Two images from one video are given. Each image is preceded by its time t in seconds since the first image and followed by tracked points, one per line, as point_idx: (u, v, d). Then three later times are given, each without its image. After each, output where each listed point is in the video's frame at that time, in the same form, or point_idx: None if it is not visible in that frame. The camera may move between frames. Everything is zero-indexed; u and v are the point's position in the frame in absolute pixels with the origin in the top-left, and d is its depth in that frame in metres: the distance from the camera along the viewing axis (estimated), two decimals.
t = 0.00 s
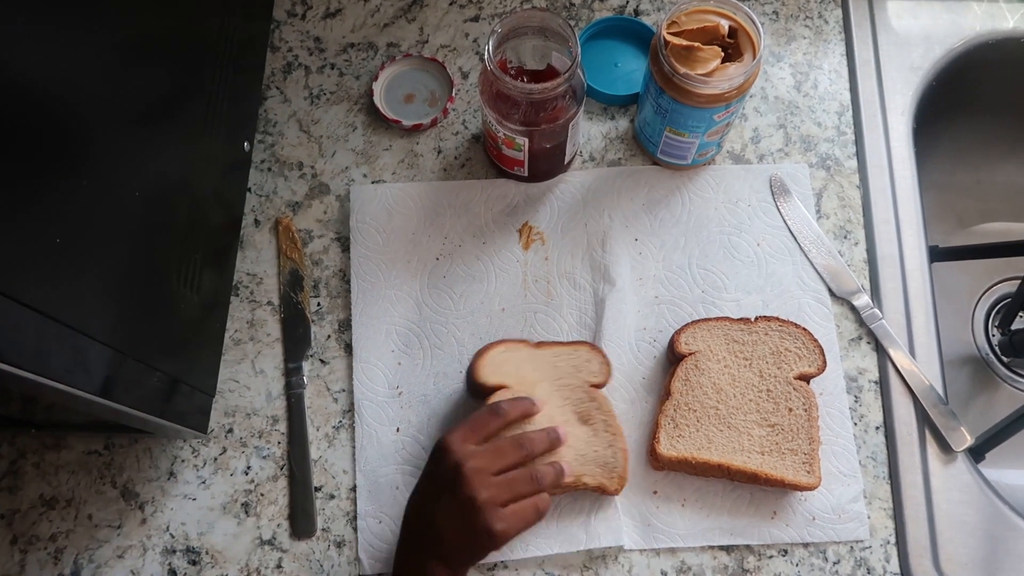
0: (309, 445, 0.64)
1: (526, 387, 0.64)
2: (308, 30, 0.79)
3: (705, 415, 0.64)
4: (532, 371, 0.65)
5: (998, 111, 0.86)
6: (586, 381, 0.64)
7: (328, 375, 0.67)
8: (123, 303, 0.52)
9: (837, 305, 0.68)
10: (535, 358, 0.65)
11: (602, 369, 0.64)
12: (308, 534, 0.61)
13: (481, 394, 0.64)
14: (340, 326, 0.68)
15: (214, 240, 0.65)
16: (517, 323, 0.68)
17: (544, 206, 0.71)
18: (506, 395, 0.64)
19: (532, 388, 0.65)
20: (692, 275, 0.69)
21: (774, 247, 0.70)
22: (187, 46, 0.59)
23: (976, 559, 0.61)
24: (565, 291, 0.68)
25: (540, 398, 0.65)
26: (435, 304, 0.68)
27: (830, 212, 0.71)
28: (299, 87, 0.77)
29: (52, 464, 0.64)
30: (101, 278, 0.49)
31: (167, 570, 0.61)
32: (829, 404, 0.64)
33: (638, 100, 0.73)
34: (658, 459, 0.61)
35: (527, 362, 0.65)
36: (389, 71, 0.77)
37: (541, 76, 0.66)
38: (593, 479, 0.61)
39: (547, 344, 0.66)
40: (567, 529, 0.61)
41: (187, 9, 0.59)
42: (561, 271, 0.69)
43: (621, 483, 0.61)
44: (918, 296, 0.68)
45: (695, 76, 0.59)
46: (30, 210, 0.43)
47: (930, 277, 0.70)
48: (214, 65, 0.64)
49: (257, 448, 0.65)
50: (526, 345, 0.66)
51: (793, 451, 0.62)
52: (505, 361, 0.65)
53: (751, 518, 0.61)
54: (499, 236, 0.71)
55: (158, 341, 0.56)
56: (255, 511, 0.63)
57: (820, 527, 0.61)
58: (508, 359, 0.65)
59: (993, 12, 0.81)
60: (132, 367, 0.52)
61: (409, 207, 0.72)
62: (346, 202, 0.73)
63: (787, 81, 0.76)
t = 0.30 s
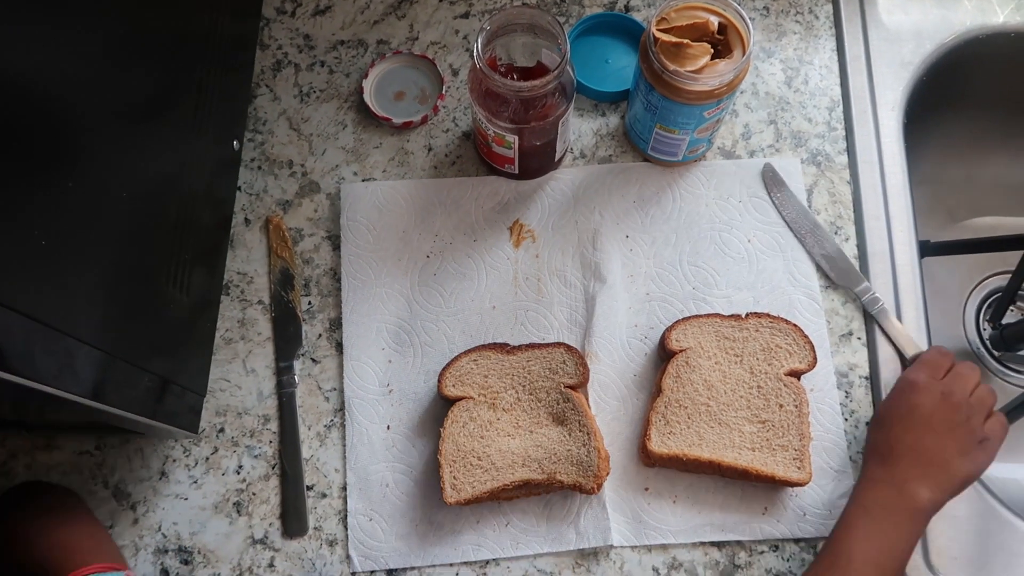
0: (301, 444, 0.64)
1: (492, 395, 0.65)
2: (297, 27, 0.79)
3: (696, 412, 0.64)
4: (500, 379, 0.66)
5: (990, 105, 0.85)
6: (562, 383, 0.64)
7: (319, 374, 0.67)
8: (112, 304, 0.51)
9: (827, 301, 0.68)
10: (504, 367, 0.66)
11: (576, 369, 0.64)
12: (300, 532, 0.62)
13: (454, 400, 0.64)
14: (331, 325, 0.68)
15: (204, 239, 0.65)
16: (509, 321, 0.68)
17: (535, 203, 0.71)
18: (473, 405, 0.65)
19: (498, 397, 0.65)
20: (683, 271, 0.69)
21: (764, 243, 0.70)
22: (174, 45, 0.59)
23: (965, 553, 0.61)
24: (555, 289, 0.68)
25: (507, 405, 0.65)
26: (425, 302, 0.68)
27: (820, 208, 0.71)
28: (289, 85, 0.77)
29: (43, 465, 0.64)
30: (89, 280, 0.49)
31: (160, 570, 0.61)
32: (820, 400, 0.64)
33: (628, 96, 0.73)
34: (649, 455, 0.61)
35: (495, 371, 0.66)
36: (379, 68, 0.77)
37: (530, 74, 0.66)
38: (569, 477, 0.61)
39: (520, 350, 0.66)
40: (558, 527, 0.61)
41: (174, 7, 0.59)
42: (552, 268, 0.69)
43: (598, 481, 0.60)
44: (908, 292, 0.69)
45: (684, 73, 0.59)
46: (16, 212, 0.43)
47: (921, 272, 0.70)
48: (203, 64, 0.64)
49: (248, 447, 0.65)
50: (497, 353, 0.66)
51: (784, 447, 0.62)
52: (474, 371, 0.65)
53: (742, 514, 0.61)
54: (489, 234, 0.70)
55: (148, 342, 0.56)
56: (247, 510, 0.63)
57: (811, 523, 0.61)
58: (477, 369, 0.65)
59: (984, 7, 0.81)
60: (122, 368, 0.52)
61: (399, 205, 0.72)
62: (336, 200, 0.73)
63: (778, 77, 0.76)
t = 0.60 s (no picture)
0: (294, 439, 0.65)
1: (484, 389, 0.65)
2: (287, 24, 0.79)
3: (687, 403, 0.64)
4: (492, 373, 0.66)
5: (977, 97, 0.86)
6: (554, 376, 0.65)
7: (311, 369, 0.67)
8: (102, 300, 0.51)
9: (816, 292, 0.68)
10: (495, 361, 0.66)
11: (568, 362, 0.64)
12: (294, 527, 0.62)
13: (446, 394, 0.65)
14: (322, 320, 0.68)
15: (195, 235, 0.65)
16: (500, 314, 0.68)
17: (525, 197, 0.72)
18: (465, 399, 0.65)
19: (490, 390, 0.66)
20: (673, 264, 0.69)
21: (754, 236, 0.70)
22: (163, 40, 0.59)
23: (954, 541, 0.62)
24: (546, 282, 0.69)
25: (499, 399, 0.66)
26: (416, 296, 0.69)
27: (809, 200, 0.71)
28: (278, 81, 0.77)
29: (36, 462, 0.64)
30: (79, 275, 0.49)
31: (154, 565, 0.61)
32: (810, 391, 0.65)
33: (618, 90, 0.73)
34: (641, 447, 0.61)
35: (487, 365, 0.66)
36: (369, 64, 0.77)
37: (520, 68, 0.66)
38: (561, 470, 0.61)
39: (511, 344, 0.66)
40: (551, 519, 0.61)
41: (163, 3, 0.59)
42: (543, 262, 0.69)
43: (589, 473, 0.60)
44: (896, 282, 0.69)
45: (672, 66, 0.59)
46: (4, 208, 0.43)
47: (909, 264, 0.71)
48: (192, 60, 0.64)
49: (241, 443, 0.65)
50: (489, 347, 0.66)
51: (774, 438, 0.63)
52: (465, 365, 0.66)
53: (734, 505, 0.62)
54: (480, 229, 0.71)
55: (139, 337, 0.56)
56: (240, 505, 0.63)
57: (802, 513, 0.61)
58: (469, 363, 0.66)
59: None
60: (113, 364, 0.52)
61: (390, 200, 0.72)
62: (328, 195, 0.73)
63: (766, 70, 0.76)
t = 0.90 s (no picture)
0: (287, 432, 0.65)
1: (477, 380, 0.66)
2: (278, 18, 0.79)
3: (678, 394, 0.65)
4: (484, 365, 0.66)
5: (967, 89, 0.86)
6: (546, 367, 0.65)
7: (304, 362, 0.67)
8: (94, 292, 0.51)
9: (807, 283, 0.69)
10: (487, 352, 0.66)
11: (559, 354, 0.65)
12: (287, 519, 0.62)
13: (438, 386, 0.65)
14: (315, 313, 0.69)
15: (187, 229, 0.65)
16: (492, 307, 0.68)
17: (517, 190, 0.72)
18: (457, 390, 0.65)
19: (483, 381, 0.66)
20: (664, 256, 0.69)
21: (744, 227, 0.70)
22: (153, 33, 0.59)
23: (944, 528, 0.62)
24: (538, 274, 0.69)
25: (491, 390, 0.66)
26: (409, 289, 0.69)
27: (799, 192, 0.72)
28: (270, 75, 0.77)
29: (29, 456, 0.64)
30: (70, 267, 0.49)
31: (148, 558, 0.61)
32: (800, 381, 0.65)
33: (609, 83, 0.73)
34: (632, 437, 0.62)
35: (480, 356, 0.66)
36: (361, 57, 0.77)
37: (511, 61, 0.66)
38: (553, 460, 0.61)
39: (503, 336, 0.67)
40: (543, 509, 0.62)
41: None
42: (534, 254, 0.70)
43: (581, 464, 0.61)
44: (886, 273, 0.70)
45: (661, 58, 0.60)
46: None
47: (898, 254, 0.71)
48: (182, 53, 0.64)
49: (234, 436, 0.65)
50: (481, 339, 0.67)
51: (764, 427, 0.63)
52: (458, 356, 0.66)
53: (725, 494, 0.62)
54: (472, 221, 0.71)
55: (131, 330, 0.56)
56: (234, 498, 0.63)
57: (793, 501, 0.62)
58: (461, 354, 0.66)
59: None
60: (105, 357, 0.52)
61: (382, 193, 0.72)
62: (319, 189, 0.73)
63: (756, 63, 0.77)
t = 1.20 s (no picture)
0: (281, 426, 0.65)
1: (473, 374, 0.65)
2: (272, 11, 0.79)
3: (674, 387, 0.65)
4: (480, 358, 0.66)
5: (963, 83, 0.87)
6: (545, 360, 0.65)
7: (299, 356, 0.67)
8: (86, 285, 0.51)
9: (802, 276, 0.69)
10: (483, 346, 0.66)
11: (555, 347, 0.65)
12: (282, 513, 0.62)
13: (434, 379, 0.65)
14: (310, 307, 0.68)
15: (180, 222, 0.65)
16: (487, 300, 0.68)
17: (512, 183, 0.72)
18: (453, 384, 0.65)
19: (478, 375, 0.66)
20: (660, 249, 0.69)
21: (740, 220, 0.70)
22: (145, 24, 0.58)
23: (940, 520, 0.62)
24: (533, 267, 0.69)
25: (487, 383, 0.65)
26: (404, 282, 0.69)
27: (795, 185, 0.72)
28: (264, 68, 0.76)
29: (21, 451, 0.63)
30: (62, 259, 0.49)
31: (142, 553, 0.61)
32: (796, 373, 0.65)
33: (604, 76, 0.73)
34: (628, 430, 0.62)
35: (476, 350, 0.66)
36: (356, 50, 0.76)
37: (506, 53, 0.66)
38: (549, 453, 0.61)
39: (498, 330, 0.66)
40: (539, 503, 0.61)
41: None
42: (530, 248, 0.69)
43: (576, 457, 0.61)
44: (881, 266, 0.70)
45: (657, 50, 0.59)
46: None
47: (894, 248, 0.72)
48: (175, 45, 0.63)
49: (229, 430, 0.65)
50: (476, 332, 0.66)
51: (760, 420, 0.63)
52: (453, 350, 0.66)
53: (721, 487, 0.62)
54: (467, 215, 0.71)
55: (125, 324, 0.55)
56: (228, 492, 0.63)
57: (788, 494, 0.62)
58: (457, 348, 0.66)
59: None
60: (99, 350, 0.52)
61: (377, 187, 0.72)
62: (314, 182, 0.73)
63: (752, 56, 0.77)
